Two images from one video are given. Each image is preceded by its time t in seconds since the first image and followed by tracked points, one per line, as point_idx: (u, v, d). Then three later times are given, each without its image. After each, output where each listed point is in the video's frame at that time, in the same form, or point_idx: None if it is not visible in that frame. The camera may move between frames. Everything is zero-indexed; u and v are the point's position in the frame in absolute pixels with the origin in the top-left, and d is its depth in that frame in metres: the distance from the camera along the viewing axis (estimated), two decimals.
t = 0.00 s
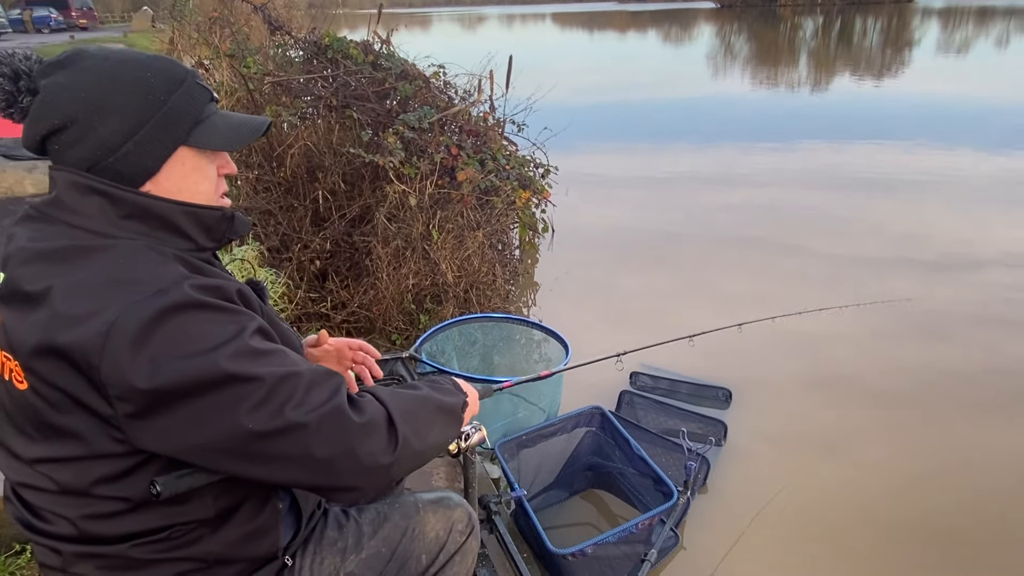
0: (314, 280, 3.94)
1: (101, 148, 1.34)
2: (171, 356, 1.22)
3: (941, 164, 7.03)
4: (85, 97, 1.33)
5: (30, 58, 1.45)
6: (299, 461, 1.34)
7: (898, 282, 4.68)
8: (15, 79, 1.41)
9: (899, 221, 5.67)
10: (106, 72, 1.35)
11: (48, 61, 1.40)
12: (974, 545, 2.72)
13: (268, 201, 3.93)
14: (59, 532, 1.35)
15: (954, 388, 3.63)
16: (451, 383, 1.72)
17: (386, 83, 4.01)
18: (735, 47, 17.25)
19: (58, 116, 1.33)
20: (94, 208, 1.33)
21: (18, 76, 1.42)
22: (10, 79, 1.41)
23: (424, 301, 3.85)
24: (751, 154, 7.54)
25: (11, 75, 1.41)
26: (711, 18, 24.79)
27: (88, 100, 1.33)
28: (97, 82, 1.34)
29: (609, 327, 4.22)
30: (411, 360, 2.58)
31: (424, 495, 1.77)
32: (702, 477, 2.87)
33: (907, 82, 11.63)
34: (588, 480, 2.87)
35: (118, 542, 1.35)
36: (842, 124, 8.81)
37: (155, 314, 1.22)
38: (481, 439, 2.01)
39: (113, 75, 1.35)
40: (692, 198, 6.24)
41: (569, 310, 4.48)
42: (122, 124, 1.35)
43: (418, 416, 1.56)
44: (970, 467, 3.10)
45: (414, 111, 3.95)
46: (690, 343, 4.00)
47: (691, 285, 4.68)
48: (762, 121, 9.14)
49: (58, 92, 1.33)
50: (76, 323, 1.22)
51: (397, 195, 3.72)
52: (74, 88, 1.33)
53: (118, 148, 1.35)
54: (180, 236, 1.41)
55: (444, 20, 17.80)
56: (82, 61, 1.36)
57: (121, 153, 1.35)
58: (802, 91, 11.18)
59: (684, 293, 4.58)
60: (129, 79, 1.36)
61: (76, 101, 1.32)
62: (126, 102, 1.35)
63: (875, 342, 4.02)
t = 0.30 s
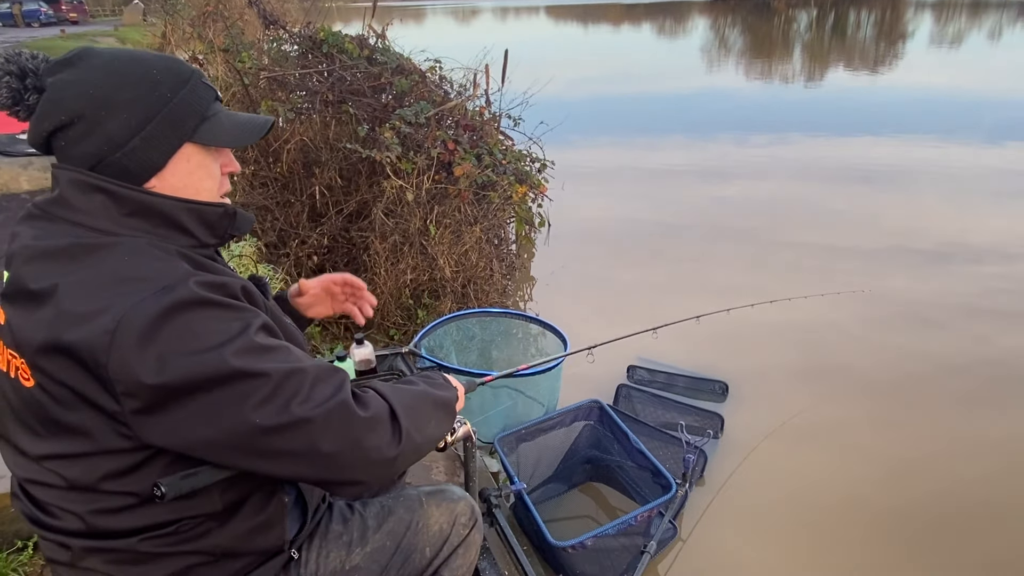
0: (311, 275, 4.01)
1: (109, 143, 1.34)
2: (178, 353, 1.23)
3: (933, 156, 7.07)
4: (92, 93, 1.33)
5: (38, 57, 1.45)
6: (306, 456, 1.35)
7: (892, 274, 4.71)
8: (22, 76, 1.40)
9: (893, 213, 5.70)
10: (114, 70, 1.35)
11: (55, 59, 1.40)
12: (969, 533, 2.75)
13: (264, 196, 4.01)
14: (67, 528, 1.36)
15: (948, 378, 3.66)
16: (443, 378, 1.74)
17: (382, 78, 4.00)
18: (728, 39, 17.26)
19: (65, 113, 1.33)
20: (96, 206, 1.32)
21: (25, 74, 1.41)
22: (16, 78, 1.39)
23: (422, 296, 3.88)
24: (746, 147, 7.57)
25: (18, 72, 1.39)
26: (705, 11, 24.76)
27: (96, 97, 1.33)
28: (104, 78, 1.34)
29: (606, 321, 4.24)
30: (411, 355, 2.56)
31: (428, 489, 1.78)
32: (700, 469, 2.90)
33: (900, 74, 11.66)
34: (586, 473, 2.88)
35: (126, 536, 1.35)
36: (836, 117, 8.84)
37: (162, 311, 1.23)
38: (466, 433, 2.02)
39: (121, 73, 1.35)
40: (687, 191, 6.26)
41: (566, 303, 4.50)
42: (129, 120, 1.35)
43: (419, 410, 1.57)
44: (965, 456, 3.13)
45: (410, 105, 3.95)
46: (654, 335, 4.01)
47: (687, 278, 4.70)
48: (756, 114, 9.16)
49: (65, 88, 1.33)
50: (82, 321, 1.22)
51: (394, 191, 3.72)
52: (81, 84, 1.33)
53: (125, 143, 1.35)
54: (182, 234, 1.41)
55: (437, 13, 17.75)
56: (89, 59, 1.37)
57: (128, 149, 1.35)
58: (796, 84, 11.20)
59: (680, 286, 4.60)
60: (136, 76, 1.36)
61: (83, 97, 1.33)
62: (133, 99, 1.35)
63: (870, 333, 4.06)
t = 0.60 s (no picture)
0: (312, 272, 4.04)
1: (124, 140, 1.34)
2: (179, 353, 1.23)
3: (931, 152, 7.08)
4: (112, 91, 1.34)
5: (54, 54, 1.45)
6: (308, 453, 1.36)
7: (889, 270, 4.73)
8: (38, 69, 1.40)
9: (890, 209, 5.71)
10: (135, 70, 1.37)
11: (75, 56, 1.41)
12: (965, 530, 2.77)
13: (265, 194, 4.05)
14: (71, 527, 1.36)
15: (945, 374, 3.68)
16: (439, 370, 1.75)
17: (381, 75, 4.00)
18: (727, 35, 17.25)
19: (81, 106, 1.32)
20: (94, 207, 1.32)
21: (42, 67, 1.41)
22: (32, 70, 1.39)
23: (422, 293, 3.91)
24: (744, 143, 7.58)
25: (34, 65, 1.39)
26: (703, 6, 24.75)
27: (115, 94, 1.34)
28: (125, 78, 1.35)
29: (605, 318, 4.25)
30: (413, 353, 2.56)
31: (434, 486, 1.79)
32: (699, 466, 2.91)
33: (898, 70, 11.67)
34: (587, 469, 2.90)
35: (131, 535, 1.36)
36: (834, 112, 8.85)
37: (161, 312, 1.22)
38: (460, 421, 2.02)
39: (142, 74, 1.37)
40: (686, 187, 6.27)
41: (564, 300, 4.51)
42: (146, 119, 1.36)
43: (418, 405, 1.59)
44: (961, 453, 3.15)
45: (410, 103, 3.96)
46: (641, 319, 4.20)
47: (686, 274, 4.71)
48: (754, 109, 9.17)
49: (85, 83, 1.33)
50: (81, 323, 1.22)
51: (394, 188, 3.73)
52: (101, 81, 1.34)
53: (139, 141, 1.35)
54: (181, 234, 1.40)
55: (435, 8, 17.69)
56: (110, 58, 1.38)
57: (142, 147, 1.36)
58: (794, 80, 11.20)
59: (678, 282, 4.61)
60: (157, 80, 1.38)
61: (103, 93, 1.33)
62: (152, 101, 1.37)
63: (868, 329, 4.07)
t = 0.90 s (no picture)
0: (313, 272, 4.04)
1: (123, 142, 1.34)
2: (186, 352, 1.22)
3: (931, 151, 7.08)
4: (110, 93, 1.33)
5: (49, 56, 1.43)
6: (317, 450, 1.36)
7: (889, 269, 4.73)
8: (34, 73, 1.38)
9: (891, 208, 5.71)
10: (133, 71, 1.36)
11: (71, 58, 1.40)
12: (965, 530, 2.77)
13: (266, 193, 4.05)
14: (77, 528, 1.36)
15: (946, 374, 3.68)
16: (441, 366, 1.75)
17: (381, 74, 3.99)
18: (727, 33, 17.22)
19: (80, 109, 1.32)
20: (99, 208, 1.31)
21: (38, 71, 1.39)
22: (29, 74, 1.38)
23: (424, 293, 3.91)
24: (744, 142, 7.57)
25: (31, 68, 1.38)
26: (703, 5, 24.75)
27: (113, 96, 1.33)
28: (122, 79, 1.35)
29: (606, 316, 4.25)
30: (415, 351, 2.52)
31: (438, 486, 1.79)
32: (702, 465, 2.91)
33: (899, 69, 11.66)
34: (588, 469, 2.90)
35: (137, 536, 1.36)
36: (834, 111, 8.85)
37: (168, 312, 1.22)
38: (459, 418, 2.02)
39: (138, 75, 1.36)
40: (687, 186, 6.26)
41: (565, 298, 4.51)
42: (145, 120, 1.35)
43: (423, 401, 1.59)
44: (962, 452, 3.15)
45: (410, 102, 3.96)
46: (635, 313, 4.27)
47: (687, 273, 4.71)
48: (755, 108, 9.16)
49: (82, 86, 1.33)
50: (88, 323, 1.21)
51: (395, 188, 3.73)
52: (99, 83, 1.33)
53: (139, 143, 1.35)
54: (184, 234, 1.40)
55: (435, 6, 17.66)
56: (107, 59, 1.37)
57: (143, 148, 1.35)
58: (795, 78, 11.19)
59: (679, 281, 4.61)
60: (154, 80, 1.37)
61: (101, 95, 1.33)
62: (151, 101, 1.36)
63: (868, 329, 4.07)
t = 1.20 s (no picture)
0: (316, 273, 4.06)
1: (126, 144, 1.34)
2: (195, 353, 1.23)
3: (934, 153, 7.08)
4: (111, 96, 1.34)
5: (51, 61, 1.43)
6: (324, 450, 1.36)
7: (891, 270, 4.74)
8: (36, 79, 1.39)
9: (892, 209, 5.72)
10: (133, 73, 1.36)
11: (72, 62, 1.41)
12: (966, 530, 2.77)
13: (269, 194, 4.07)
14: (85, 527, 1.37)
15: (947, 375, 3.68)
16: (444, 366, 1.76)
17: (384, 75, 4.00)
18: (729, 34, 17.24)
19: (82, 113, 1.33)
20: (107, 209, 1.32)
21: (40, 76, 1.39)
22: (31, 80, 1.38)
23: (426, 294, 3.92)
24: (746, 143, 7.58)
25: (33, 74, 1.38)
26: (704, 6, 24.77)
27: (113, 99, 1.34)
28: (122, 81, 1.35)
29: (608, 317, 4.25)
30: (418, 352, 2.50)
31: (442, 486, 1.79)
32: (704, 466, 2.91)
33: (900, 70, 11.66)
34: (591, 469, 2.90)
35: (144, 535, 1.37)
36: (836, 112, 8.85)
37: (178, 313, 1.23)
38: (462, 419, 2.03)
39: (138, 76, 1.37)
40: (689, 187, 6.27)
41: (567, 299, 4.52)
42: (146, 122, 1.36)
43: (427, 402, 1.59)
44: (963, 453, 3.16)
45: (414, 103, 3.96)
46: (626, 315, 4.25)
47: (688, 274, 4.72)
48: (756, 109, 9.17)
49: (83, 90, 1.34)
50: (98, 324, 1.22)
51: (399, 188, 3.73)
52: (99, 86, 1.34)
53: (141, 144, 1.36)
54: (192, 235, 1.41)
55: (437, 7, 17.70)
56: (106, 61, 1.38)
57: (146, 149, 1.36)
58: (796, 79, 11.21)
59: (680, 282, 4.62)
60: (153, 81, 1.38)
61: (101, 99, 1.33)
62: (151, 102, 1.37)
63: (870, 330, 4.08)
